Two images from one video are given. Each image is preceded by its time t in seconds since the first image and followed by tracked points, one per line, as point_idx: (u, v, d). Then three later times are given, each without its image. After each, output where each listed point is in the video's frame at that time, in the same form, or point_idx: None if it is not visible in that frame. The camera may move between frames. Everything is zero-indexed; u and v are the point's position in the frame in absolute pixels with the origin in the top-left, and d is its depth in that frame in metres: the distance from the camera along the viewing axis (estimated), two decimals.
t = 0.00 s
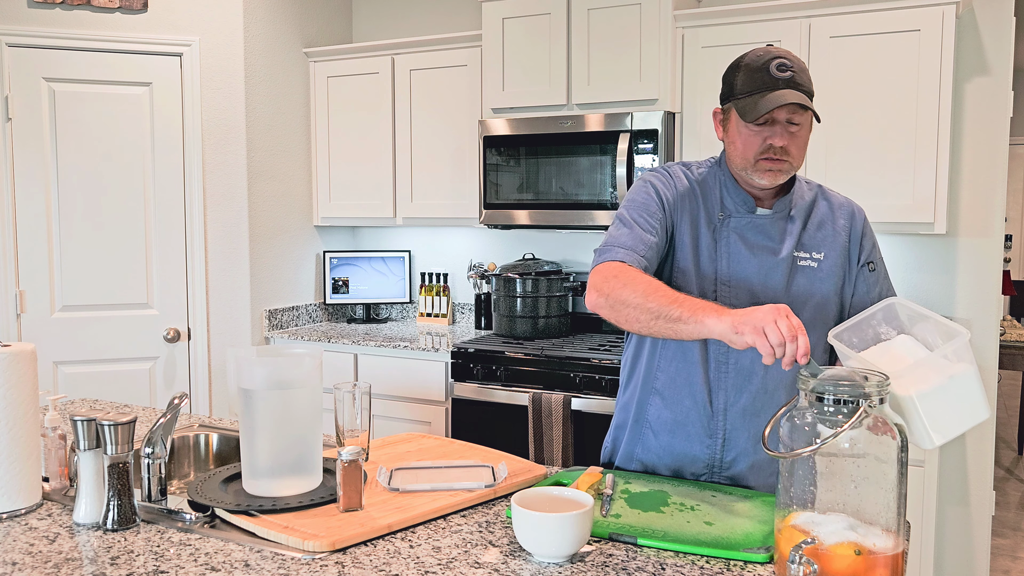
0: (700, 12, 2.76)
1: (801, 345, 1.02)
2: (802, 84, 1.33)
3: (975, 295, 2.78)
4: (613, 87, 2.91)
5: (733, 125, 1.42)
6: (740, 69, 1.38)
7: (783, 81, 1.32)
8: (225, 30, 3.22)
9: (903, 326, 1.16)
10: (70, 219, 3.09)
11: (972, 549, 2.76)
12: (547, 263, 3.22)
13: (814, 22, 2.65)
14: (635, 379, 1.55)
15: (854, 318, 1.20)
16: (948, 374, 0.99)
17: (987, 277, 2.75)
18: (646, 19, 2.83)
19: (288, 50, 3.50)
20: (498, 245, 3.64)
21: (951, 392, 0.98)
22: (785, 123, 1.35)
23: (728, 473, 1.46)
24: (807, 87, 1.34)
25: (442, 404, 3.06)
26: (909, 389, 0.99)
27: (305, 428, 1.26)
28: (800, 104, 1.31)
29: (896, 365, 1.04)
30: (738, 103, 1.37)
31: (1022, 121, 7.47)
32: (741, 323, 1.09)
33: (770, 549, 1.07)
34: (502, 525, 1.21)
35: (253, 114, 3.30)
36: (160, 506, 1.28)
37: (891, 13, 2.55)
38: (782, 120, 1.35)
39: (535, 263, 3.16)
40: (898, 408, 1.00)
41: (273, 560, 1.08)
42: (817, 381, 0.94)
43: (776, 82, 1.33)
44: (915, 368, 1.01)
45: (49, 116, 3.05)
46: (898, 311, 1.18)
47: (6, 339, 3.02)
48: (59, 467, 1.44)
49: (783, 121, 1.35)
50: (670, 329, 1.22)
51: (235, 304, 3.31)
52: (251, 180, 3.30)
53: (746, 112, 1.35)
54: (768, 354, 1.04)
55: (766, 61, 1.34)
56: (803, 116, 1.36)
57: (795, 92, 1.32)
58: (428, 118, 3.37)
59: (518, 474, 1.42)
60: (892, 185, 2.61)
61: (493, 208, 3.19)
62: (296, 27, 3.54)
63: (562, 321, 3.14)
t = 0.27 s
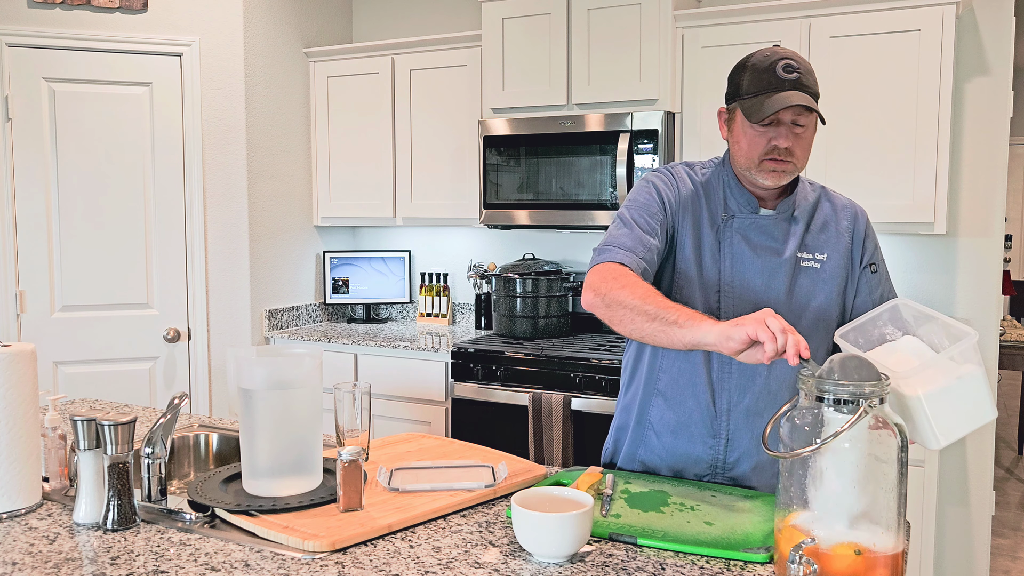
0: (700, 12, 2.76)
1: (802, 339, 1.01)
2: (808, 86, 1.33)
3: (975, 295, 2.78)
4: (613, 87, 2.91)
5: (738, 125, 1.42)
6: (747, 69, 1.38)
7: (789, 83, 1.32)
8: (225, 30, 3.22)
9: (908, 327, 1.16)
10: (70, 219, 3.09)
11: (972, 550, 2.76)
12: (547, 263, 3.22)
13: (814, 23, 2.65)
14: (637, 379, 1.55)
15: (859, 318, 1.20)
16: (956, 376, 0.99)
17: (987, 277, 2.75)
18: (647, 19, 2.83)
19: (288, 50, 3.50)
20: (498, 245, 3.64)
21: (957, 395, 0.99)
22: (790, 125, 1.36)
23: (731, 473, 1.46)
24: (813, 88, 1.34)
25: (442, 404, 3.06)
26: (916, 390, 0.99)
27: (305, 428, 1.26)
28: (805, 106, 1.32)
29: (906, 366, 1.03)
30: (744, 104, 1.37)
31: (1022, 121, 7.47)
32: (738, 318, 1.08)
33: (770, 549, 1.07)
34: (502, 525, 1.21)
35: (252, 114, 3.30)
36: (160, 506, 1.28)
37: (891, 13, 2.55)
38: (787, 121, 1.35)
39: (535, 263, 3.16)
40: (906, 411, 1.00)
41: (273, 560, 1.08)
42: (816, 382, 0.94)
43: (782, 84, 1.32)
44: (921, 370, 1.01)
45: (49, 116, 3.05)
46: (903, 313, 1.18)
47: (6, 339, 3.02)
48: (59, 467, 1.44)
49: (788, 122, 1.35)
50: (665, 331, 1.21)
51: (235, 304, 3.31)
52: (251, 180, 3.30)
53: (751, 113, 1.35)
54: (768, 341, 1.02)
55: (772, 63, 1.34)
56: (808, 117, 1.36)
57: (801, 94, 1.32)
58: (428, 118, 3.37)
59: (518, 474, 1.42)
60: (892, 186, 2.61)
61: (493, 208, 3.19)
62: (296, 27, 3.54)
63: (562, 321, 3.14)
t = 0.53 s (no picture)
0: (700, 12, 2.76)
1: (797, 328, 1.01)
2: (808, 86, 1.33)
3: (975, 295, 2.78)
4: (613, 87, 2.91)
5: (738, 125, 1.42)
6: (747, 69, 1.37)
7: (789, 83, 1.32)
8: (226, 30, 3.22)
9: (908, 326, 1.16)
10: (70, 219, 3.09)
11: (972, 549, 2.76)
12: (547, 264, 3.21)
13: (814, 23, 2.65)
14: (638, 379, 1.55)
15: (860, 318, 1.21)
16: (957, 375, 0.99)
17: (987, 277, 2.75)
18: (647, 19, 2.83)
19: (288, 50, 3.49)
20: (498, 245, 3.64)
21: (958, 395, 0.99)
22: (789, 125, 1.36)
23: (731, 473, 1.46)
24: (813, 89, 1.34)
25: (442, 404, 3.06)
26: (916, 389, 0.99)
27: (305, 428, 1.26)
28: (804, 107, 1.32)
29: (906, 365, 1.03)
30: (744, 104, 1.37)
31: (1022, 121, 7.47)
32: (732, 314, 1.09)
33: (770, 549, 1.07)
34: (502, 525, 1.21)
35: (253, 113, 3.30)
36: (160, 506, 1.28)
37: (891, 13, 2.55)
38: (786, 121, 1.35)
39: (535, 263, 3.16)
40: (906, 411, 1.00)
41: (273, 560, 1.08)
42: (816, 382, 0.94)
43: (782, 84, 1.32)
44: (921, 370, 1.01)
45: (49, 116, 3.05)
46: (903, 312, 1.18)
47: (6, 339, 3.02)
48: (59, 467, 1.44)
49: (787, 122, 1.36)
50: (660, 331, 1.21)
51: (235, 304, 3.31)
52: (251, 180, 3.30)
53: (751, 113, 1.35)
54: (763, 333, 1.02)
55: (772, 63, 1.34)
56: (807, 118, 1.36)
57: (801, 94, 1.32)
58: (428, 118, 3.37)
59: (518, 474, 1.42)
60: (892, 186, 2.61)
61: (493, 208, 3.19)
62: (296, 27, 3.54)
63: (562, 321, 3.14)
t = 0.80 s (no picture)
0: (700, 12, 2.76)
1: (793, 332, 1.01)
2: (806, 87, 1.33)
3: (975, 295, 2.78)
4: (613, 86, 2.91)
5: (736, 126, 1.42)
6: (745, 71, 1.38)
7: (786, 84, 1.32)
8: (226, 30, 3.22)
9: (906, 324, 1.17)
10: (70, 218, 3.09)
11: (971, 549, 2.76)
12: (547, 263, 3.21)
13: (814, 22, 2.65)
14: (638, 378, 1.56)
15: (859, 316, 1.22)
16: (952, 371, 0.99)
17: (987, 277, 2.75)
18: (647, 19, 2.83)
19: (288, 50, 3.49)
20: (498, 244, 3.64)
21: (953, 391, 0.99)
22: (787, 126, 1.36)
23: (730, 472, 1.46)
24: (811, 90, 1.34)
25: (442, 404, 3.06)
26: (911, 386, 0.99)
27: (305, 428, 1.26)
28: (802, 108, 1.32)
29: (901, 361, 1.03)
30: (742, 104, 1.37)
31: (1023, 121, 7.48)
32: (729, 318, 1.09)
33: (770, 549, 1.07)
34: (502, 525, 1.21)
35: (252, 113, 3.30)
36: (160, 506, 1.28)
37: (890, 13, 2.55)
38: (784, 122, 1.36)
39: (535, 263, 3.16)
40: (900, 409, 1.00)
41: (274, 560, 1.08)
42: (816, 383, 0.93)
43: (779, 85, 1.32)
44: (915, 366, 1.01)
45: (49, 116, 3.05)
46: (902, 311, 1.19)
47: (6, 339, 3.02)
48: (59, 467, 1.44)
49: (785, 123, 1.36)
50: (661, 333, 1.21)
51: (235, 304, 3.31)
52: (251, 180, 3.30)
53: (749, 114, 1.35)
54: (758, 338, 1.02)
55: (769, 64, 1.34)
56: (805, 119, 1.37)
57: (799, 95, 1.32)
58: (428, 118, 3.37)
59: (518, 474, 1.42)
60: (892, 186, 2.61)
61: (493, 208, 3.19)
62: (296, 27, 3.53)
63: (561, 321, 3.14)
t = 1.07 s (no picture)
0: (700, 12, 2.76)
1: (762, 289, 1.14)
2: (805, 89, 1.33)
3: (975, 295, 2.78)
4: (613, 86, 2.91)
5: (735, 129, 1.42)
6: (743, 73, 1.38)
7: (785, 86, 1.32)
8: (226, 30, 3.22)
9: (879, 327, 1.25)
10: (70, 218, 3.09)
11: (971, 549, 2.76)
12: (547, 263, 3.21)
13: (814, 23, 2.65)
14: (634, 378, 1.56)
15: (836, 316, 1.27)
16: (928, 366, 1.03)
17: (987, 277, 2.75)
18: (647, 19, 2.83)
19: (288, 50, 3.49)
20: (498, 245, 3.64)
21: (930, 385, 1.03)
22: (786, 128, 1.36)
23: (725, 471, 1.46)
24: (809, 92, 1.34)
25: (442, 404, 3.06)
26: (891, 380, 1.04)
27: (305, 428, 1.26)
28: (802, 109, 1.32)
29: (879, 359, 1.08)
30: (741, 107, 1.37)
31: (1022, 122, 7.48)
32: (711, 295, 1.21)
33: (770, 549, 1.07)
34: (502, 525, 1.21)
35: (253, 113, 3.30)
36: (160, 506, 1.28)
37: (891, 13, 2.55)
38: (784, 124, 1.35)
39: (535, 263, 3.16)
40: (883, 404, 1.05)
41: (274, 560, 1.09)
42: (817, 381, 0.94)
43: (778, 87, 1.32)
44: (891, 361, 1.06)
45: (49, 116, 3.05)
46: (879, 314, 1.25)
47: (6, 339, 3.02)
48: (59, 467, 1.44)
49: (785, 125, 1.36)
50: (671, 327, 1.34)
51: (235, 303, 3.31)
52: (251, 180, 3.30)
53: (749, 116, 1.35)
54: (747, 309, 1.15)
55: (768, 66, 1.34)
56: (804, 120, 1.37)
57: (798, 97, 1.32)
58: (428, 118, 3.37)
59: (518, 474, 1.42)
60: (892, 186, 2.60)
61: (493, 208, 3.19)
62: (296, 27, 3.53)
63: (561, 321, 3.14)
